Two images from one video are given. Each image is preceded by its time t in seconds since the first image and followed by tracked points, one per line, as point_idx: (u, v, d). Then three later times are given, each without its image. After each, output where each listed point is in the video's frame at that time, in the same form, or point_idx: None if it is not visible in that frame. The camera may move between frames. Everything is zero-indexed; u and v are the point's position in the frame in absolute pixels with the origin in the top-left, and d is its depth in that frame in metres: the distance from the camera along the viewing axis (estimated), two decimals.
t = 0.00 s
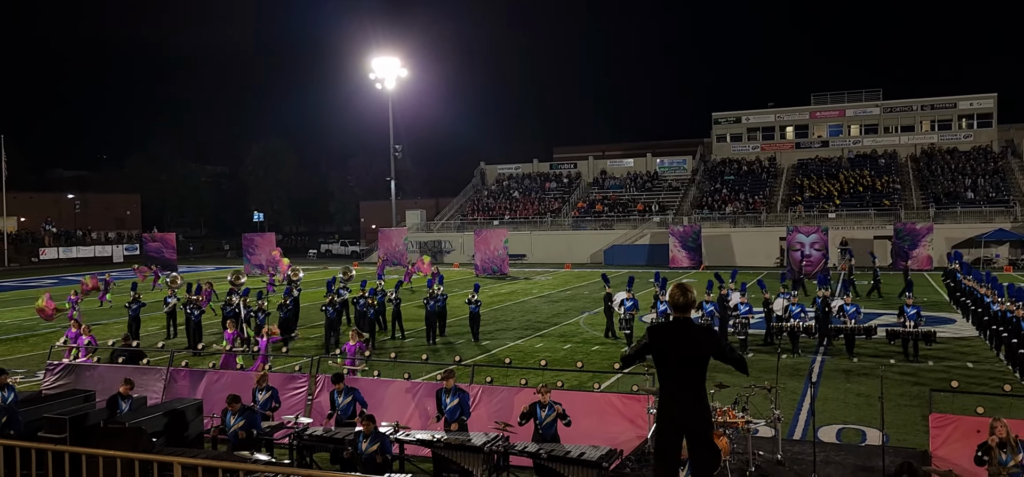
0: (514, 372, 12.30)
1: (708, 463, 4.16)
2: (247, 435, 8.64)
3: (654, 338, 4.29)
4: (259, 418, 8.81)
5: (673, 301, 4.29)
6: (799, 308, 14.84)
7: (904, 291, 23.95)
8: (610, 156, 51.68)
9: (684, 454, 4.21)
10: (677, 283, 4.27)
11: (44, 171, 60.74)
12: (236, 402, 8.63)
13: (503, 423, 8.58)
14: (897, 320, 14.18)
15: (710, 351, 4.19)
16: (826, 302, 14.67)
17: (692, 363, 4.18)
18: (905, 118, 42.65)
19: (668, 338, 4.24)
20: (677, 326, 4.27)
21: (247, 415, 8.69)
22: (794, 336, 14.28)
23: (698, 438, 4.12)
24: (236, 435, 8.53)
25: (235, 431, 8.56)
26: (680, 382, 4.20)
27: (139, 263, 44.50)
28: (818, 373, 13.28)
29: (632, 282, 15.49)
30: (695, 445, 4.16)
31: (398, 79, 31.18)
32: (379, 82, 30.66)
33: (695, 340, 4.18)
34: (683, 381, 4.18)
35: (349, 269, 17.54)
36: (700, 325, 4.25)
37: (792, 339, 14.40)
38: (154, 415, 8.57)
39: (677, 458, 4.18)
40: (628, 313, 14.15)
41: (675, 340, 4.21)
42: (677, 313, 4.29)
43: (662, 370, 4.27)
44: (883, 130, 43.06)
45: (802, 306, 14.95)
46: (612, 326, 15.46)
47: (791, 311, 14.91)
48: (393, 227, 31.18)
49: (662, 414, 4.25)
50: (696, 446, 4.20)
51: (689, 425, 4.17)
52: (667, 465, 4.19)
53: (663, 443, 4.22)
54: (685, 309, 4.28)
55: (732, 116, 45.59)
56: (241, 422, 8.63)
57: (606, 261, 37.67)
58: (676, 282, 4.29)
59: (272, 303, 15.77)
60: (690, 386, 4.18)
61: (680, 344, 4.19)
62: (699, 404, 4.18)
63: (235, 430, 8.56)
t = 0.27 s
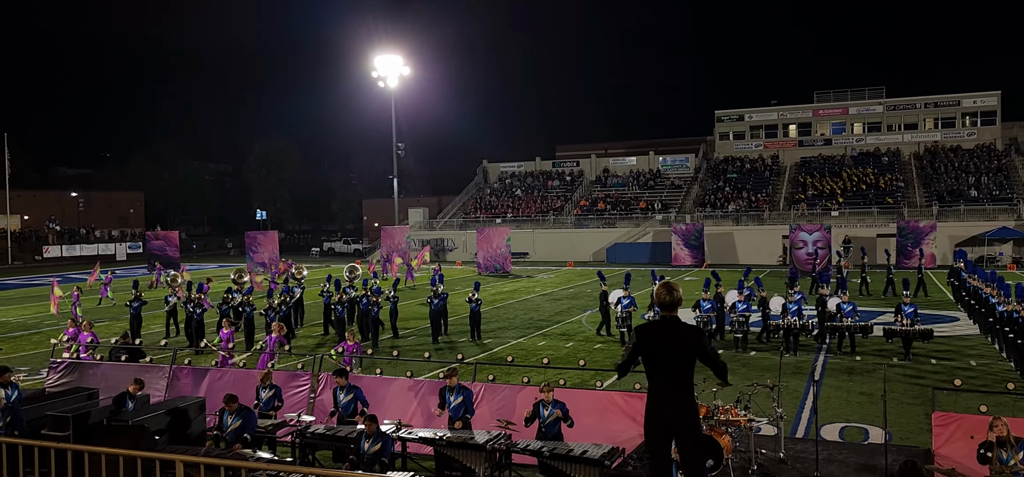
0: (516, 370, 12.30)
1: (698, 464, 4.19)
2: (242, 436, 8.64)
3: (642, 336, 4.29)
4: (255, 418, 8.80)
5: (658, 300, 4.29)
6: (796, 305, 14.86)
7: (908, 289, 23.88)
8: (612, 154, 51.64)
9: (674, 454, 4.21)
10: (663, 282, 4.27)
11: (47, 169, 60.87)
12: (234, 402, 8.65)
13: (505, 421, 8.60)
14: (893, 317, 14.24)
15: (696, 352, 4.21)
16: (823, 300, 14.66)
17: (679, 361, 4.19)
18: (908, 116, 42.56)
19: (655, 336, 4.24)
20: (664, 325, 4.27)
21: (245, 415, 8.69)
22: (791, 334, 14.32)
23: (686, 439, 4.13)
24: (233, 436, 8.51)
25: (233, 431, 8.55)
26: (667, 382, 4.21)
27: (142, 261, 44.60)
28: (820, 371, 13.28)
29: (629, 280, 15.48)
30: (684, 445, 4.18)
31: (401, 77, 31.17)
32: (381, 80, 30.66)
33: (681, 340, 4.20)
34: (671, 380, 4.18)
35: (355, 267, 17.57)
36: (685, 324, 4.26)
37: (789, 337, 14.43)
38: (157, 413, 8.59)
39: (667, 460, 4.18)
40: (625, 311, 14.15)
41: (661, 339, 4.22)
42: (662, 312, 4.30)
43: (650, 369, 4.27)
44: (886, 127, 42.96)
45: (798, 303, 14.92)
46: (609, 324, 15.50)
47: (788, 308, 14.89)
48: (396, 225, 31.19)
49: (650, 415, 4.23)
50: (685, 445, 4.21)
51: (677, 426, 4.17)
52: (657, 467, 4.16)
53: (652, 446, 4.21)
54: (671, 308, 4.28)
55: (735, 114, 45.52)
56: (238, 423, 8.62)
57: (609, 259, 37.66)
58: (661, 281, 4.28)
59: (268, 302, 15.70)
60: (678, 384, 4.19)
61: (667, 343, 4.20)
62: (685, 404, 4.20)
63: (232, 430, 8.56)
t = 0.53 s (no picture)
0: (519, 368, 12.30)
1: (692, 460, 4.19)
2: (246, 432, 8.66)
3: (635, 334, 4.28)
4: (258, 415, 8.81)
5: (650, 297, 4.31)
6: (794, 304, 14.85)
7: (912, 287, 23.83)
8: (616, 152, 51.60)
9: (667, 451, 4.21)
10: (653, 280, 4.31)
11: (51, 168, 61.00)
12: (236, 399, 8.65)
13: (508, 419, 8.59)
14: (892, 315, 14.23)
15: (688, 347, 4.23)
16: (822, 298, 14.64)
17: (671, 358, 4.19)
18: (913, 114, 42.45)
19: (649, 332, 4.24)
20: (657, 322, 4.27)
21: (248, 411, 8.70)
22: (790, 331, 14.34)
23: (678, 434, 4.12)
24: (233, 432, 8.51)
25: (235, 428, 8.55)
26: (661, 377, 4.20)
27: (145, 259, 44.69)
28: (824, 369, 13.26)
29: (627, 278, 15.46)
30: (677, 443, 4.18)
31: (404, 75, 31.18)
32: (384, 79, 30.65)
33: (673, 335, 4.21)
34: (664, 377, 4.18)
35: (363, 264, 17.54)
36: (679, 320, 4.27)
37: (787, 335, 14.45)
38: (161, 410, 8.61)
39: (660, 457, 4.16)
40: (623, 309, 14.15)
41: (653, 335, 4.22)
42: (654, 309, 4.31)
43: (642, 367, 4.27)
44: (890, 125, 42.86)
45: (796, 302, 14.91)
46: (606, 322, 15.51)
47: (786, 307, 14.88)
48: (399, 223, 31.19)
49: (643, 411, 4.22)
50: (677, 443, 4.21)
51: (671, 423, 4.17)
52: (650, 463, 4.15)
53: (646, 442, 4.19)
54: (663, 306, 4.31)
55: (739, 112, 45.46)
56: (241, 420, 8.63)
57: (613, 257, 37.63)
58: (652, 279, 4.31)
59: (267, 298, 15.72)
60: (672, 381, 4.19)
61: (660, 340, 4.20)
62: (679, 401, 4.19)
63: (234, 427, 8.56)
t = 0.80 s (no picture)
0: (522, 365, 12.33)
1: (690, 457, 4.22)
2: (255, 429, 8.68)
3: (631, 333, 4.29)
4: (265, 411, 8.83)
5: (646, 296, 4.27)
6: (792, 302, 14.86)
7: (916, 285, 23.79)
8: (619, 149, 51.57)
9: (665, 450, 4.24)
10: (651, 277, 4.24)
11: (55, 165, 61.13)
12: (244, 394, 8.69)
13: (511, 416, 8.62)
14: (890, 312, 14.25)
15: (684, 347, 4.24)
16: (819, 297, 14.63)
17: (665, 357, 4.21)
18: (917, 112, 42.34)
19: (645, 331, 4.26)
20: (652, 321, 4.27)
21: (254, 407, 8.72)
22: (788, 329, 14.38)
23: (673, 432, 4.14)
24: (242, 426, 8.54)
25: (242, 424, 8.56)
26: (659, 374, 4.21)
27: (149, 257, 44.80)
28: (826, 366, 13.27)
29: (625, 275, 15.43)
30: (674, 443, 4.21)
31: (407, 73, 31.19)
32: (387, 76, 30.66)
33: (669, 334, 4.23)
34: (660, 376, 4.20)
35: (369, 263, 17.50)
36: (674, 317, 4.28)
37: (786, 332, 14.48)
38: (165, 408, 8.63)
39: (656, 456, 4.18)
40: (622, 307, 14.22)
41: (650, 334, 4.24)
42: (650, 308, 4.30)
43: (639, 365, 4.28)
44: (894, 123, 42.74)
45: (795, 299, 14.91)
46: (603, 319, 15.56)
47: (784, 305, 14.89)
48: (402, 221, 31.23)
49: (641, 410, 4.23)
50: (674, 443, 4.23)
51: (668, 422, 4.18)
52: (648, 462, 4.16)
53: (643, 441, 4.20)
54: (659, 303, 4.27)
55: (742, 110, 45.37)
56: (248, 416, 8.65)
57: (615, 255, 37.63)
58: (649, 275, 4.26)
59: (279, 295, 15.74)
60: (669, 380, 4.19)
61: (656, 340, 4.21)
62: (678, 399, 4.20)
63: (241, 423, 8.57)
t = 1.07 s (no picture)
0: (525, 363, 12.33)
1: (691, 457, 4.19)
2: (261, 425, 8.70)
3: (632, 332, 4.28)
4: (273, 408, 8.85)
5: (648, 294, 4.28)
6: (790, 300, 14.84)
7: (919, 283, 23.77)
8: (621, 147, 51.54)
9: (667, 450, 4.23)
10: (651, 276, 4.27)
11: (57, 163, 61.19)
12: (252, 391, 8.69)
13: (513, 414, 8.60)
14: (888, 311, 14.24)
15: (687, 345, 4.21)
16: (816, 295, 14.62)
17: (667, 356, 4.19)
18: (920, 109, 42.27)
19: (646, 331, 4.24)
20: (654, 320, 4.26)
21: (262, 404, 8.73)
22: (786, 327, 14.40)
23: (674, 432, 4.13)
24: (250, 424, 8.55)
25: (249, 421, 8.59)
26: (660, 374, 4.21)
27: (151, 254, 44.85)
28: (829, 365, 13.25)
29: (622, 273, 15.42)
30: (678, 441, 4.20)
31: (409, 70, 31.16)
32: (389, 74, 30.66)
33: (670, 333, 4.21)
34: (662, 376, 4.18)
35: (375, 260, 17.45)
36: (676, 317, 4.28)
37: (785, 330, 14.50)
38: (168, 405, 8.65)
39: (659, 453, 4.20)
40: (619, 305, 14.18)
41: (652, 333, 4.23)
42: (652, 306, 4.30)
43: (641, 364, 4.27)
44: (897, 121, 42.69)
45: (792, 297, 14.90)
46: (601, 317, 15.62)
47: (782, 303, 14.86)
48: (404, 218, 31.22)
49: (643, 408, 4.23)
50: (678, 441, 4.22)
51: (670, 420, 4.17)
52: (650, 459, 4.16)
53: (646, 440, 4.21)
54: (661, 302, 4.29)
55: (745, 108, 45.30)
56: (255, 413, 8.66)
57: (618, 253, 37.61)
58: (650, 275, 4.29)
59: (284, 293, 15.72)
60: (671, 378, 4.18)
61: (657, 339, 4.19)
62: (681, 397, 4.19)
63: (249, 420, 8.59)
